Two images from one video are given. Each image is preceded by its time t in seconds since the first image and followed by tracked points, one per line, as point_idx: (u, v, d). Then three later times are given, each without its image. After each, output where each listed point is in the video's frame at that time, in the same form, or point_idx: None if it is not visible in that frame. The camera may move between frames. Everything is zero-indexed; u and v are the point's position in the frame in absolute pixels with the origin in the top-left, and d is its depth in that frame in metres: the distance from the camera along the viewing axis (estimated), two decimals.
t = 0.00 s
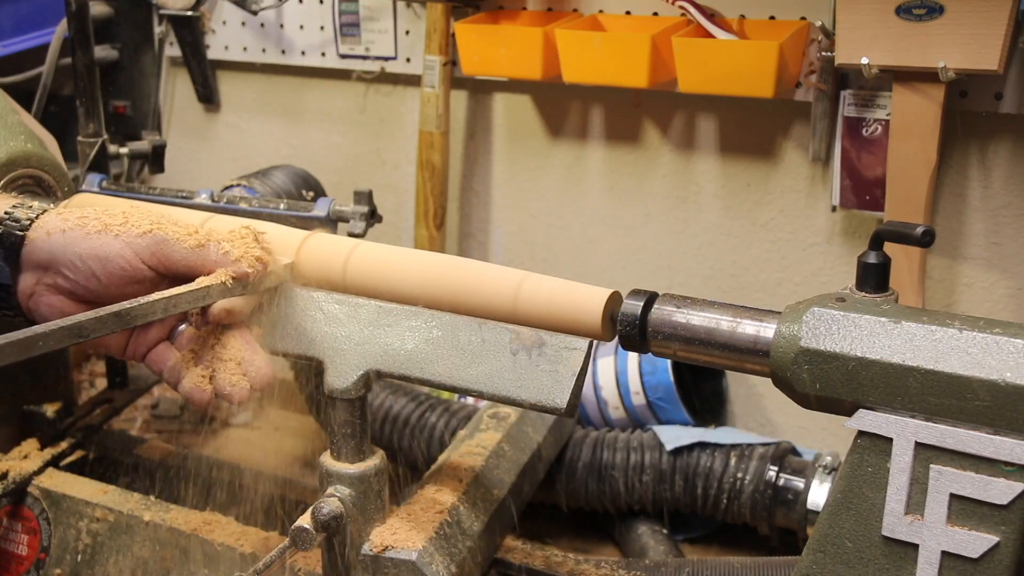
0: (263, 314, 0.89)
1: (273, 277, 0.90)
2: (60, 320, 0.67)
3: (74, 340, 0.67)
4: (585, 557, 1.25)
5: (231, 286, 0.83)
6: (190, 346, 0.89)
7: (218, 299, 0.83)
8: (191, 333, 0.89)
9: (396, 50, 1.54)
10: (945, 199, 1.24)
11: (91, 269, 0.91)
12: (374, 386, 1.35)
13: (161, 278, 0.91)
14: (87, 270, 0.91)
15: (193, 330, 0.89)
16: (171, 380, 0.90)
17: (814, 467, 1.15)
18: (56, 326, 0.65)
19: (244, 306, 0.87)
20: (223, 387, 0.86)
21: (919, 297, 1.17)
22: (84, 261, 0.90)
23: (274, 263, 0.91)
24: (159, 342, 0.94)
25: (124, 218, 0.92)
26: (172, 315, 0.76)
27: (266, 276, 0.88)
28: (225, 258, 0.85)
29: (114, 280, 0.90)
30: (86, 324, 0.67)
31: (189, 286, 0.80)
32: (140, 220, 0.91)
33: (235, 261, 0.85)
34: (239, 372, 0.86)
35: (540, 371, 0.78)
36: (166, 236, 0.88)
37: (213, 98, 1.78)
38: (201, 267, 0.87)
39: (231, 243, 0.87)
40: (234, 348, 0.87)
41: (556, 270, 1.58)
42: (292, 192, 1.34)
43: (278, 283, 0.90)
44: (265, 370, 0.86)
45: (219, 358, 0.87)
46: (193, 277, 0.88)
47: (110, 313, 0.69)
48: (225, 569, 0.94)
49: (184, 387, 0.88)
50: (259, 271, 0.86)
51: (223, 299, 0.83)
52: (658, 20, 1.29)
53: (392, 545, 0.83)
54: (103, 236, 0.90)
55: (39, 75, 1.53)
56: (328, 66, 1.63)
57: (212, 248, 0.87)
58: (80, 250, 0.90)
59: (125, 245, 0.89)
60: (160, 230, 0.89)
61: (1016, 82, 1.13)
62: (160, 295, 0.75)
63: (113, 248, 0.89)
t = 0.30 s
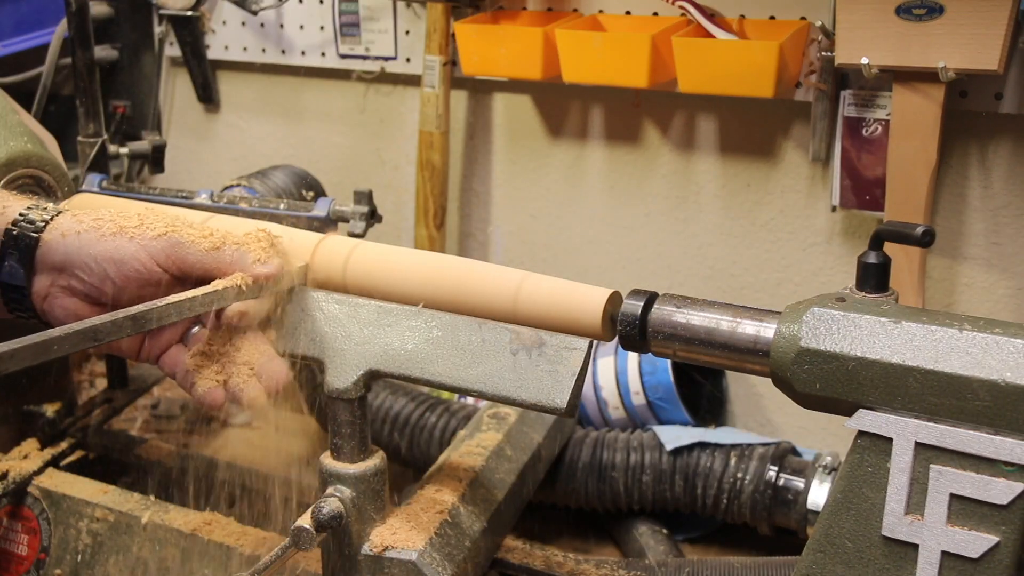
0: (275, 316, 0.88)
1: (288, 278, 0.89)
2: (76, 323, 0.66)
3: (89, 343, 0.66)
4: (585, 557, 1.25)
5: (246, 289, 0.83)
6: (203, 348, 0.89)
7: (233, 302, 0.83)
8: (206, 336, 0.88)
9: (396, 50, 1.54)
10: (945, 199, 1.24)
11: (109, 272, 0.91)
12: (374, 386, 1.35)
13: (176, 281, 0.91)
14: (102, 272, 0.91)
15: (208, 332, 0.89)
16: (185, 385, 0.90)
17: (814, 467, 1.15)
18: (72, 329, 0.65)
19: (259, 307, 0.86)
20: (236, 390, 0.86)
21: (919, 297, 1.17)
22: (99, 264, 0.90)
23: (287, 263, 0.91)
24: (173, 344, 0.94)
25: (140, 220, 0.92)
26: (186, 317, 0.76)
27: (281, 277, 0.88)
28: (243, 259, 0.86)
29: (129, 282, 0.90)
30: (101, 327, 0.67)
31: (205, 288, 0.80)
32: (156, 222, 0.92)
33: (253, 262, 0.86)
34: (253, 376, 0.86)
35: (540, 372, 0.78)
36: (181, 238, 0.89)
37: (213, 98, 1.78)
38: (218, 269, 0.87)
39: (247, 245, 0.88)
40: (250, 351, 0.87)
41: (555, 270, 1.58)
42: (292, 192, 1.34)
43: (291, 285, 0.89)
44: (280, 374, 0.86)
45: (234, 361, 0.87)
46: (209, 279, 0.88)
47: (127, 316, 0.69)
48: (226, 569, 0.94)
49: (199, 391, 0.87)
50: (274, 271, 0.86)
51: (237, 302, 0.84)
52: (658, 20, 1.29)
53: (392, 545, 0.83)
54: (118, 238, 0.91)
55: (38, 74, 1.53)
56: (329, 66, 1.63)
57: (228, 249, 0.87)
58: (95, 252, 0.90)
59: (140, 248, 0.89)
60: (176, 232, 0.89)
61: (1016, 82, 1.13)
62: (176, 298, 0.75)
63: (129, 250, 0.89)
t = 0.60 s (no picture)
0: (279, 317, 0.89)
1: (294, 279, 0.89)
2: (80, 325, 0.66)
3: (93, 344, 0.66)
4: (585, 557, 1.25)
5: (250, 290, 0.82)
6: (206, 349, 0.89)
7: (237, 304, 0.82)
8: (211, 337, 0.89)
9: (396, 50, 1.54)
10: (945, 199, 1.24)
11: (113, 273, 0.90)
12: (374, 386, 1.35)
13: (181, 282, 0.90)
14: (107, 273, 0.90)
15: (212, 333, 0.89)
16: (188, 386, 0.90)
17: (814, 467, 1.15)
18: (77, 331, 0.65)
19: (262, 308, 0.86)
20: (240, 389, 0.86)
21: (919, 297, 1.17)
22: (104, 265, 0.90)
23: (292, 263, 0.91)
24: (177, 345, 0.94)
25: (145, 221, 0.91)
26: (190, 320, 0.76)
27: (287, 278, 0.87)
28: (248, 261, 0.85)
29: (135, 283, 0.90)
30: (106, 329, 0.67)
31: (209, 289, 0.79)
32: (160, 223, 0.91)
33: (258, 264, 0.85)
34: (257, 377, 0.86)
35: (540, 372, 0.78)
36: (186, 239, 0.88)
37: (212, 98, 1.78)
38: (223, 271, 0.85)
39: (253, 247, 0.86)
40: (255, 352, 0.86)
41: (555, 270, 1.58)
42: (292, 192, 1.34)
43: (296, 286, 0.89)
44: (284, 375, 0.86)
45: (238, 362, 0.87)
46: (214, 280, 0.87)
47: (132, 318, 0.69)
48: (226, 569, 0.94)
49: (204, 392, 0.88)
50: (278, 273, 0.85)
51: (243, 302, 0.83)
52: (658, 20, 1.29)
53: (392, 545, 0.83)
54: (123, 240, 0.90)
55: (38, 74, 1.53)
56: (328, 66, 1.63)
57: (232, 251, 0.86)
58: (99, 254, 0.90)
59: (145, 249, 0.88)
60: (181, 234, 0.88)
61: (1016, 82, 1.13)
62: (181, 300, 0.75)
63: (134, 251, 0.88)
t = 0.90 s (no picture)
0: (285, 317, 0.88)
1: (298, 279, 0.89)
2: (83, 326, 0.66)
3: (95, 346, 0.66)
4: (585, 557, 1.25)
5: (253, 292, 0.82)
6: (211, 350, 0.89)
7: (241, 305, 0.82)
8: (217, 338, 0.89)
9: (396, 50, 1.54)
10: (946, 199, 1.24)
11: (117, 274, 0.90)
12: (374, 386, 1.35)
13: (186, 282, 0.90)
14: (111, 274, 0.90)
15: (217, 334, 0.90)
16: (191, 387, 0.90)
17: (814, 467, 1.15)
18: (78, 332, 0.65)
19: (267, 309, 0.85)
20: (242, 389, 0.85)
21: (919, 297, 1.17)
22: (108, 266, 0.90)
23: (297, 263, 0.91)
24: (183, 345, 0.97)
25: (148, 222, 0.91)
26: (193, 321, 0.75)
27: (292, 278, 0.87)
28: (252, 262, 0.84)
29: (139, 284, 0.90)
30: (108, 330, 0.67)
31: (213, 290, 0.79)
32: (165, 224, 0.91)
33: (263, 265, 0.84)
34: (259, 377, 0.85)
35: (540, 372, 0.78)
36: (190, 240, 0.87)
37: (212, 98, 1.78)
38: (229, 272, 0.85)
39: (257, 248, 0.86)
40: (258, 351, 0.86)
41: (555, 270, 1.58)
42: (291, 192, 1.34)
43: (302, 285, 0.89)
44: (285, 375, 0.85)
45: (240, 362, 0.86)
46: (219, 281, 0.87)
47: (136, 318, 0.69)
48: (226, 569, 0.94)
49: (206, 392, 0.87)
50: (283, 273, 0.84)
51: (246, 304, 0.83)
52: (658, 20, 1.29)
53: (392, 545, 0.83)
54: (127, 241, 0.90)
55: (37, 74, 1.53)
56: (328, 66, 1.63)
57: (236, 252, 0.85)
58: (103, 255, 0.90)
59: (148, 250, 0.88)
60: (184, 235, 0.88)
61: (1016, 82, 1.13)
62: (185, 300, 0.74)
63: (137, 252, 0.88)
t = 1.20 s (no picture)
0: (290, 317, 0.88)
1: (303, 281, 0.88)
2: (86, 326, 0.66)
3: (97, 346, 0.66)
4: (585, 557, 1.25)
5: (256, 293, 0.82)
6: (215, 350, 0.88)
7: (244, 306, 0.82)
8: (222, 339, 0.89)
9: (396, 50, 1.54)
10: (946, 199, 1.24)
11: (123, 273, 0.90)
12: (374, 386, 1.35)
13: (191, 282, 0.90)
14: (116, 274, 0.91)
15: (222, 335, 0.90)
16: (195, 387, 0.90)
17: (814, 467, 1.15)
18: (80, 332, 0.64)
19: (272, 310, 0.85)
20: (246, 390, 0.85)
21: (919, 297, 1.17)
22: (113, 266, 0.90)
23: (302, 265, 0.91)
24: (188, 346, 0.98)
25: (154, 222, 0.90)
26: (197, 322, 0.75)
27: (296, 279, 0.87)
28: (258, 262, 0.84)
29: (143, 283, 0.91)
30: (110, 330, 0.66)
31: (217, 290, 0.79)
32: (170, 223, 0.90)
33: (268, 265, 0.84)
34: (263, 378, 0.85)
35: (540, 372, 0.78)
36: (195, 240, 0.87)
37: (212, 98, 1.78)
38: (233, 273, 0.85)
39: (262, 249, 0.86)
40: (262, 353, 0.86)
41: (555, 270, 1.58)
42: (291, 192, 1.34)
43: (307, 287, 0.89)
44: (288, 376, 0.85)
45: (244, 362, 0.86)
46: (224, 282, 0.87)
47: (138, 319, 0.69)
48: (226, 569, 0.94)
49: (209, 393, 0.87)
50: (288, 274, 0.85)
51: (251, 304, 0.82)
52: (658, 20, 1.29)
53: (392, 546, 0.83)
54: (133, 240, 0.89)
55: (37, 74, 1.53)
56: (328, 66, 1.63)
57: (241, 252, 0.85)
58: (109, 254, 0.90)
59: (154, 250, 0.88)
60: (190, 235, 0.88)
61: (1016, 82, 1.13)
62: (188, 300, 0.74)
63: (143, 252, 0.88)
